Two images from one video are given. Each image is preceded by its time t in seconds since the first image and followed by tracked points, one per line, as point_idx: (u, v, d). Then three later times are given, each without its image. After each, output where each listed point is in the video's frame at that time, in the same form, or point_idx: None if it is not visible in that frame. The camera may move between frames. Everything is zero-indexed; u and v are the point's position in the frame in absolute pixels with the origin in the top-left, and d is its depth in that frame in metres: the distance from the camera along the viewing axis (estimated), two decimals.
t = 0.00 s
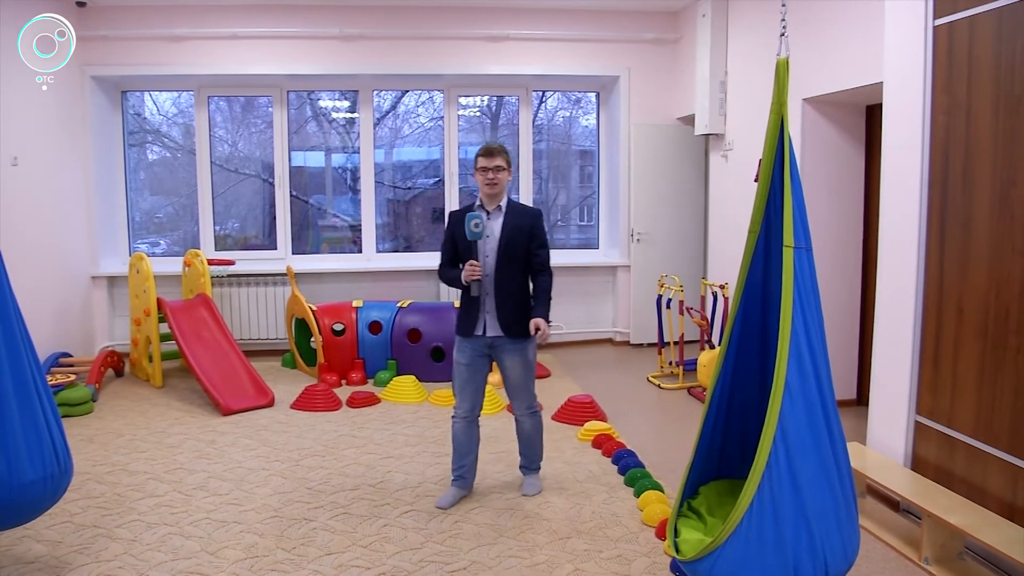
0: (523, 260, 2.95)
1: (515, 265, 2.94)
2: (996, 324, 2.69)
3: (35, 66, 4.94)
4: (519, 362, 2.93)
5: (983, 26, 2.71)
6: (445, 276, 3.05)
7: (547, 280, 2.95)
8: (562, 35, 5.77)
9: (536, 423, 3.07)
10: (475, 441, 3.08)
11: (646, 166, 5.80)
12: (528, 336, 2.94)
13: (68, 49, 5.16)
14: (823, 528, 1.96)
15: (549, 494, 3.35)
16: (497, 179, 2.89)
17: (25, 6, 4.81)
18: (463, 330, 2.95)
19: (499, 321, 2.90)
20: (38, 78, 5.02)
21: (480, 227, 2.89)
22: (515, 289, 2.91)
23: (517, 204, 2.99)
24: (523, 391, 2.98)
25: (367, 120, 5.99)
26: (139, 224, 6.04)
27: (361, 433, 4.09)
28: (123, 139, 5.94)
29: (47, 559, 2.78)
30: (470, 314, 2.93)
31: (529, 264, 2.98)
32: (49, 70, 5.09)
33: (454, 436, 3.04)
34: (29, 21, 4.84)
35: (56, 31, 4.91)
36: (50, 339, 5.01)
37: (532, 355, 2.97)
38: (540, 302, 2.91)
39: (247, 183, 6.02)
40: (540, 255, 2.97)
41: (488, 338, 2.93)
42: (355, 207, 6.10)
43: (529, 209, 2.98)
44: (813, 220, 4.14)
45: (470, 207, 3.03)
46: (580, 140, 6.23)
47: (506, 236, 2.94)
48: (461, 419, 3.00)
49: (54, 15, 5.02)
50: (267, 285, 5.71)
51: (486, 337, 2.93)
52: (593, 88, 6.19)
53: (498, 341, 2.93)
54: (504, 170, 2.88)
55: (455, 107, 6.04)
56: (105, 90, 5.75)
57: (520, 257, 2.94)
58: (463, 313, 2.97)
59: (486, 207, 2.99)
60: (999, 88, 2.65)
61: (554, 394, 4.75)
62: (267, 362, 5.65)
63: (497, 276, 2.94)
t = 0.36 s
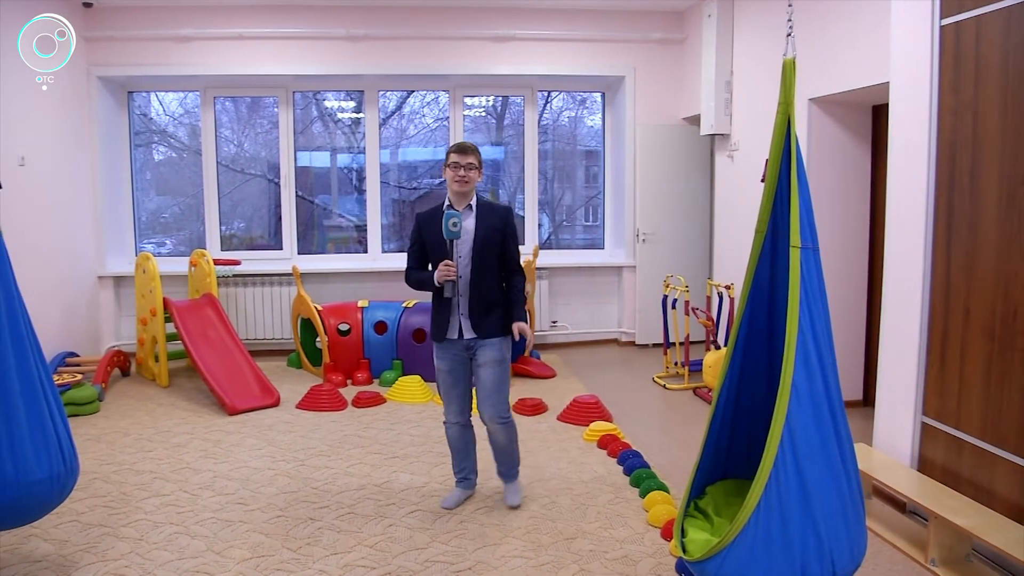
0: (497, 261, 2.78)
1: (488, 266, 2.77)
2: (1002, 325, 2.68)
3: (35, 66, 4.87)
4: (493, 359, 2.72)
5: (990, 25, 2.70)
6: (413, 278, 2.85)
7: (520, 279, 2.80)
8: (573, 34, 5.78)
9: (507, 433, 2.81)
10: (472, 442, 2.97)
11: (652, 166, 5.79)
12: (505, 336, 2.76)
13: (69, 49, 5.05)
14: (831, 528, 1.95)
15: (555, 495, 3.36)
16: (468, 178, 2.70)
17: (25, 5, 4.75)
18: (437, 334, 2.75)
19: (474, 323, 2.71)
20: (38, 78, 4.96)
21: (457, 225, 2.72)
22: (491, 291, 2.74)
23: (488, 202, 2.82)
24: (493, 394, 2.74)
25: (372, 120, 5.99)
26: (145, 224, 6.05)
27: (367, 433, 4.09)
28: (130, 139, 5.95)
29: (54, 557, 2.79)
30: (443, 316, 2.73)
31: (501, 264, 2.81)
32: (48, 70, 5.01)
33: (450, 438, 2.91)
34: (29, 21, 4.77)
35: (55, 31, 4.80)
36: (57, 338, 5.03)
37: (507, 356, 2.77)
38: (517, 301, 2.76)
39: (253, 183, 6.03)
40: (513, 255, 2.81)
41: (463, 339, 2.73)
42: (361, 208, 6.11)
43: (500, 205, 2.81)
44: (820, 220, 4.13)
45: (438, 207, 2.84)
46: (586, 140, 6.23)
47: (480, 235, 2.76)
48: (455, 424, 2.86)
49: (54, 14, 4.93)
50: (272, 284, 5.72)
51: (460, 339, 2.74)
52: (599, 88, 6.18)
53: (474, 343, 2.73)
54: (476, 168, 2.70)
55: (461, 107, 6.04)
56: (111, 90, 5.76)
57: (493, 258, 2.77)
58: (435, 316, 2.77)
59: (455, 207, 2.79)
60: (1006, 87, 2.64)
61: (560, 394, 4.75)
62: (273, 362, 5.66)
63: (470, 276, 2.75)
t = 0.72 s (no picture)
0: (498, 268, 2.61)
1: (490, 273, 2.59)
2: (1013, 327, 2.65)
3: (36, 66, 4.84)
4: (491, 373, 2.51)
5: (1001, 23, 2.67)
6: (408, 283, 2.62)
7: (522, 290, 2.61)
8: (580, 33, 5.76)
9: (492, 456, 2.56)
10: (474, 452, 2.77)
11: (660, 167, 5.77)
12: (505, 348, 2.55)
13: (68, 49, 5.07)
14: (840, 530, 1.92)
15: (560, 496, 3.34)
16: (472, 181, 2.53)
17: (25, 5, 4.71)
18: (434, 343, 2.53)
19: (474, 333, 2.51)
20: (38, 78, 4.92)
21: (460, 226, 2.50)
22: (491, 300, 2.56)
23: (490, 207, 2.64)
24: (486, 408, 2.53)
25: (378, 119, 5.97)
26: (150, 224, 6.05)
27: (372, 434, 4.07)
28: (135, 139, 5.95)
29: (57, 558, 2.78)
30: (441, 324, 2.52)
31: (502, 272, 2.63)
32: (48, 70, 4.99)
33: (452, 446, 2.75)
34: (29, 20, 4.74)
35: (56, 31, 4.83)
36: (62, 338, 5.02)
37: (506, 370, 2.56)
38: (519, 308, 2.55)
39: (259, 183, 6.02)
40: (515, 263, 2.64)
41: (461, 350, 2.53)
42: (366, 208, 6.10)
43: (503, 212, 2.64)
44: (830, 220, 4.10)
45: (435, 210, 2.64)
46: (592, 140, 6.21)
47: (482, 241, 2.58)
48: (454, 433, 2.69)
49: (54, 14, 4.91)
50: (277, 285, 5.70)
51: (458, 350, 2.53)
52: (605, 88, 6.16)
53: (472, 354, 2.53)
54: (480, 171, 2.53)
55: (467, 107, 6.03)
56: (116, 89, 5.75)
57: (495, 265, 2.60)
58: (432, 324, 2.56)
59: (457, 211, 2.60)
60: (1017, 85, 2.61)
61: (566, 395, 4.72)
62: (278, 362, 5.65)
63: (470, 283, 2.56)
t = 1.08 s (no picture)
0: (509, 275, 2.43)
1: (500, 280, 2.41)
2: None
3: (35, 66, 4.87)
4: (494, 389, 2.38)
5: None
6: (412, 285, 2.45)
7: (532, 300, 2.45)
8: (582, 29, 5.64)
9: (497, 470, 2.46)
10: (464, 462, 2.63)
11: (668, 166, 5.65)
12: (509, 362, 2.40)
13: (68, 49, 5.11)
14: (857, 544, 1.81)
15: (565, 506, 3.22)
16: (485, 180, 2.35)
17: (26, 4, 4.75)
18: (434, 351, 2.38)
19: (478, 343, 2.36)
20: (38, 79, 4.92)
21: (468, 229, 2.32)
22: (499, 309, 2.39)
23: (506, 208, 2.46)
24: (490, 424, 2.40)
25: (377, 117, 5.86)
26: (141, 224, 5.94)
27: (370, 441, 3.95)
28: (125, 136, 5.83)
29: (41, 572, 2.66)
30: (443, 332, 2.37)
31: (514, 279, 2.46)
32: (49, 70, 5.00)
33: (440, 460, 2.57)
34: (28, 20, 4.77)
35: (55, 32, 4.86)
36: (49, 343, 4.90)
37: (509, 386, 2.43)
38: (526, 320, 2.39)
39: (254, 181, 5.90)
40: (528, 270, 2.46)
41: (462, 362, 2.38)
42: (365, 207, 5.98)
43: (518, 213, 2.45)
44: (844, 218, 3.97)
45: (446, 205, 2.46)
46: (598, 138, 6.08)
47: (494, 245, 2.40)
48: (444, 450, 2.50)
49: (55, 16, 4.97)
50: (273, 287, 5.59)
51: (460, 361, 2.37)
52: (611, 85, 6.04)
53: (475, 366, 2.38)
54: (495, 170, 2.34)
55: (468, 103, 5.91)
56: (106, 85, 5.64)
57: (506, 272, 2.42)
58: (433, 330, 2.40)
59: (470, 210, 2.43)
60: None
61: (570, 401, 4.59)
62: (273, 367, 5.53)
63: (477, 289, 2.40)
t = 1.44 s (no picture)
0: (510, 281, 2.27)
1: (500, 287, 2.25)
2: None
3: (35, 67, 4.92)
4: (497, 404, 2.24)
5: None
6: (408, 293, 2.28)
7: (533, 307, 2.29)
8: (583, 20, 5.50)
9: (497, 482, 2.34)
10: (446, 510, 2.28)
11: (674, 165, 5.52)
12: (509, 374, 2.26)
13: (69, 49, 5.10)
14: (873, 557, 1.75)
15: (568, 516, 3.08)
16: (481, 177, 2.19)
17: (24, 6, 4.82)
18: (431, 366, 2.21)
19: (477, 356, 2.20)
20: (38, 78, 5.00)
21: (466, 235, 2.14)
22: (499, 319, 2.23)
23: (505, 208, 2.29)
24: (492, 439, 2.27)
25: (372, 112, 5.72)
26: (127, 224, 5.80)
27: (365, 449, 3.81)
28: (110, 132, 5.69)
29: None
30: (441, 345, 2.20)
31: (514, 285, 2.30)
32: (49, 70, 5.06)
33: (420, 498, 2.24)
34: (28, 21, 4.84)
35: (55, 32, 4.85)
36: (30, 349, 4.77)
37: (509, 399, 2.29)
38: (525, 329, 2.25)
39: (244, 179, 5.76)
40: (530, 274, 2.30)
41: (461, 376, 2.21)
42: (360, 206, 5.84)
43: (520, 213, 2.29)
44: (857, 215, 3.83)
45: (443, 206, 2.27)
46: (601, 134, 5.94)
47: (494, 249, 2.23)
48: (431, 477, 2.22)
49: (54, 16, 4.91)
50: (265, 289, 5.45)
51: (458, 375, 2.21)
52: (616, 79, 5.90)
53: (474, 379, 2.21)
54: (491, 165, 2.18)
55: (467, 98, 5.76)
56: (90, 78, 5.50)
57: (507, 277, 2.26)
58: (429, 342, 2.23)
59: (466, 212, 2.26)
60: None
61: (573, 407, 4.45)
62: (265, 372, 5.38)
63: (476, 298, 2.23)
